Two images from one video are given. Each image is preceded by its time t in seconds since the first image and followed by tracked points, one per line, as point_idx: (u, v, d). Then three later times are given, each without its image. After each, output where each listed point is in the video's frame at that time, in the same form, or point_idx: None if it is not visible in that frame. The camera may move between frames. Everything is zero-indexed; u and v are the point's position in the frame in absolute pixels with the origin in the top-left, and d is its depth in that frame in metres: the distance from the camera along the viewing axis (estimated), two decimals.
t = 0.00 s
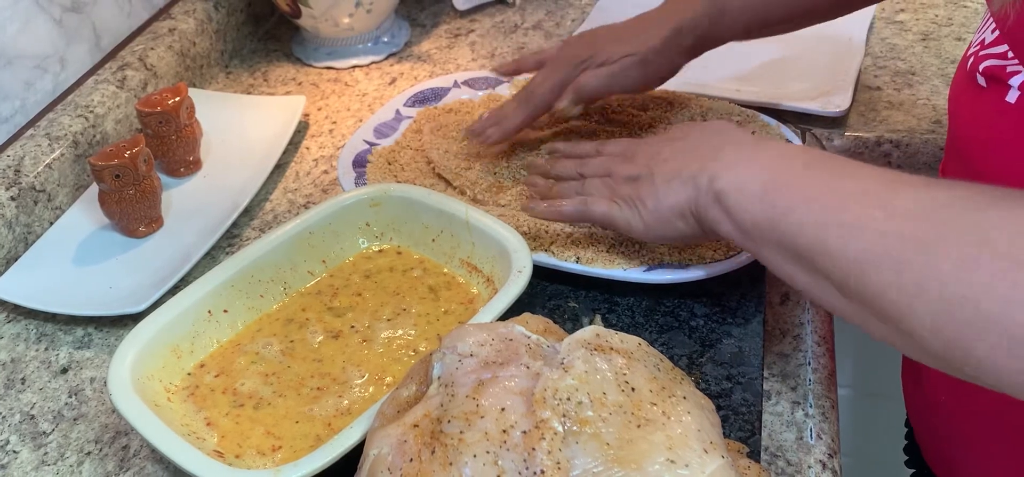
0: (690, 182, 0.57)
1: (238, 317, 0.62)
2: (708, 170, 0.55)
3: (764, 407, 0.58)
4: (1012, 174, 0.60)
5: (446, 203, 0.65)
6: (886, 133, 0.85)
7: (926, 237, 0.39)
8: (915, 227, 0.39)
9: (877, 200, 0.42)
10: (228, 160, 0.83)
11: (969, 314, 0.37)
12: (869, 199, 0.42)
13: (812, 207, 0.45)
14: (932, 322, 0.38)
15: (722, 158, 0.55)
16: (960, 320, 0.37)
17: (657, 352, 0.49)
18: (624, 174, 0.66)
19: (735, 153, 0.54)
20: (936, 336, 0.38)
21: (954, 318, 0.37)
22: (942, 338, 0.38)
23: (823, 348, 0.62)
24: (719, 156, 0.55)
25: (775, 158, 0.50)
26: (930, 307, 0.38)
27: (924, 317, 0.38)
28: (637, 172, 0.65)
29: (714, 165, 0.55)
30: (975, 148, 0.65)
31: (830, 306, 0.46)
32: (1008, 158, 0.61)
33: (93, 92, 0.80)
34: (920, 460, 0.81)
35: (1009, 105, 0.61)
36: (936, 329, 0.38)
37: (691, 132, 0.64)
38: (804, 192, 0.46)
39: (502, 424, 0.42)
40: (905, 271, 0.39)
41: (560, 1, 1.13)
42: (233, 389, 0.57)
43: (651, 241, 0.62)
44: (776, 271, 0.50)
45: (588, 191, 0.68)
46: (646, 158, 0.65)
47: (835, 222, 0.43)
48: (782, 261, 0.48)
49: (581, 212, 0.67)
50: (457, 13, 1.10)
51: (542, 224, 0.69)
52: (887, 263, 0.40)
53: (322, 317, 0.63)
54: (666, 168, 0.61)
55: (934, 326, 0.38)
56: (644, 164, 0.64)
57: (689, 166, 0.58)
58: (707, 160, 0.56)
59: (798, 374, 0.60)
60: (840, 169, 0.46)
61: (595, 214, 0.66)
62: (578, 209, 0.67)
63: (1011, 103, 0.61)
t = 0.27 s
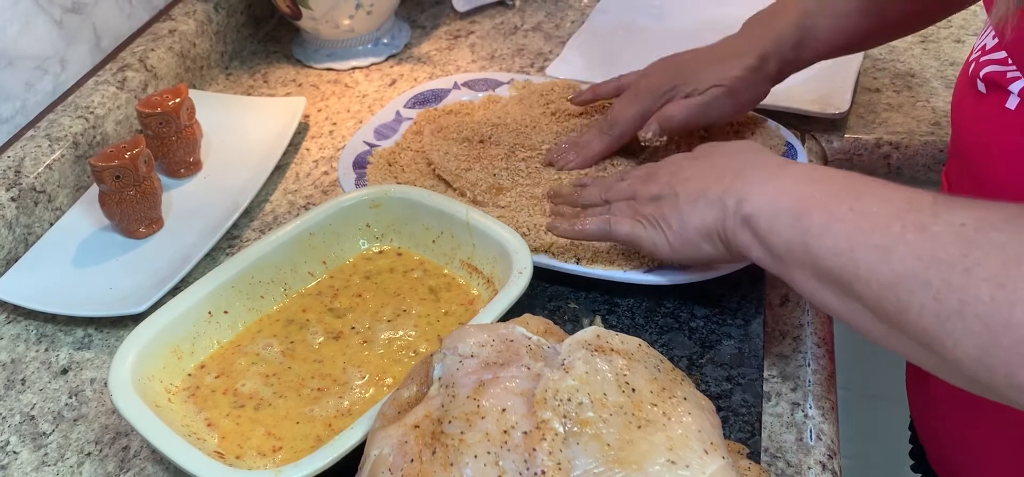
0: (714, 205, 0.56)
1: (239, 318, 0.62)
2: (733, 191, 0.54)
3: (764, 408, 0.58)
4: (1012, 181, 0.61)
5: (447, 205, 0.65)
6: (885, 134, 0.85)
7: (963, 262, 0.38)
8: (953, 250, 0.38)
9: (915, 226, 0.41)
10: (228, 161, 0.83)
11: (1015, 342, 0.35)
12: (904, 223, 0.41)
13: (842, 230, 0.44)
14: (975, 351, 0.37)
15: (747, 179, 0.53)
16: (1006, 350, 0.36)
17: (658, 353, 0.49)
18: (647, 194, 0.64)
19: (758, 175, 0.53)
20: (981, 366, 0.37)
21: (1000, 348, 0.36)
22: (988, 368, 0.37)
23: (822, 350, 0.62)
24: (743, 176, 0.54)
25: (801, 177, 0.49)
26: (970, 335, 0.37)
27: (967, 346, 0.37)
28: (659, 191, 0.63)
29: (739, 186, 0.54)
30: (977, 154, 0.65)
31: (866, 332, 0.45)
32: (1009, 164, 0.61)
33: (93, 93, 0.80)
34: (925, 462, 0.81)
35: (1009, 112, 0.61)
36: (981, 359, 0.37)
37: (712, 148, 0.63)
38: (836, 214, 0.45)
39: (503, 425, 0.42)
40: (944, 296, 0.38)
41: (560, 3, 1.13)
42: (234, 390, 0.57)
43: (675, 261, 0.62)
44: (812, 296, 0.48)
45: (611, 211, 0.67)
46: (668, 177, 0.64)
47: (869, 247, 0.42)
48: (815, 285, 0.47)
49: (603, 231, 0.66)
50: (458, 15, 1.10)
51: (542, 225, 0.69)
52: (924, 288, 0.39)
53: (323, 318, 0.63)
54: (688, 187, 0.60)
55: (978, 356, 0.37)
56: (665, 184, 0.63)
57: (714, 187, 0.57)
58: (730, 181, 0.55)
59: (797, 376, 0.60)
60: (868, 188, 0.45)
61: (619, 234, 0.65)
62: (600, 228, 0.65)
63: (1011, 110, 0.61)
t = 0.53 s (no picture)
0: (741, 199, 0.55)
1: (240, 320, 0.62)
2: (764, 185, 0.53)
3: (765, 409, 0.58)
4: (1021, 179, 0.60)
5: (448, 206, 0.65)
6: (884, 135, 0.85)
7: (1020, 273, 0.38)
8: (1008, 260, 0.38)
9: (968, 231, 0.41)
10: (229, 164, 0.84)
11: None
12: (953, 229, 0.41)
13: (889, 233, 0.43)
14: None
15: (779, 174, 0.52)
16: None
17: (660, 353, 0.49)
18: (668, 185, 0.63)
19: (792, 169, 0.52)
20: None
21: None
22: None
23: (823, 350, 0.62)
24: (775, 171, 0.53)
25: (841, 177, 0.48)
26: None
27: None
28: (682, 182, 0.61)
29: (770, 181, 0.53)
30: (986, 152, 0.64)
31: (903, 338, 0.45)
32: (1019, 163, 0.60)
33: (94, 96, 0.80)
34: (924, 462, 0.81)
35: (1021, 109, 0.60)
36: None
37: (739, 138, 0.61)
38: (881, 214, 0.44)
39: (505, 426, 0.42)
40: (1002, 310, 0.38)
41: (559, 5, 1.13)
42: (235, 392, 0.57)
43: (697, 255, 0.61)
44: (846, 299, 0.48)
45: (628, 200, 0.66)
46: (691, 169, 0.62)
47: (918, 253, 0.42)
48: (848, 284, 0.47)
49: (620, 221, 0.65)
50: (457, 17, 1.10)
51: (542, 227, 0.69)
52: (977, 298, 0.39)
53: (324, 320, 0.63)
54: (712, 179, 0.59)
55: None
56: (689, 176, 0.61)
57: (742, 180, 0.56)
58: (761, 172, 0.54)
59: (799, 376, 0.60)
60: (918, 193, 0.44)
61: (636, 225, 0.64)
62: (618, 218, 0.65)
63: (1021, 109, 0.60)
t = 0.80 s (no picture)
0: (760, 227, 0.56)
1: (237, 326, 0.62)
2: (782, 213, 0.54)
3: (762, 412, 0.58)
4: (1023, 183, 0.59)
5: (445, 211, 0.66)
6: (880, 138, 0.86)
7: (1015, 287, 0.38)
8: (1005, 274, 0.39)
9: (968, 250, 0.41)
10: (226, 169, 0.84)
11: None
12: (956, 247, 0.42)
13: (893, 255, 0.44)
14: None
15: (796, 202, 0.53)
16: None
17: (656, 358, 0.49)
18: (692, 212, 0.64)
19: (808, 198, 0.53)
20: None
21: None
22: None
23: (820, 353, 0.62)
24: (791, 200, 0.55)
25: (851, 203, 0.49)
26: None
27: None
28: (703, 210, 0.63)
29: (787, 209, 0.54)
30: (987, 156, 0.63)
31: (913, 359, 0.45)
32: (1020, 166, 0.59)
33: (91, 102, 0.80)
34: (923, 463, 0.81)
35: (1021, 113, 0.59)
36: None
37: (762, 171, 0.63)
38: (885, 239, 0.45)
39: (501, 432, 0.42)
40: (1000, 324, 0.38)
41: (555, 9, 1.14)
42: (232, 398, 0.57)
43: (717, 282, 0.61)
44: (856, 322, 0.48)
45: (653, 229, 0.66)
46: (713, 198, 0.63)
47: (919, 273, 0.42)
48: (858, 307, 0.47)
49: (643, 247, 0.64)
50: (454, 21, 1.11)
51: (538, 231, 0.69)
52: (979, 314, 0.39)
53: (320, 325, 0.63)
54: (734, 208, 0.60)
55: None
56: (711, 205, 0.62)
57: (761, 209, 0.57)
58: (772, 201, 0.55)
59: (795, 379, 0.60)
60: (919, 214, 0.45)
61: (658, 251, 0.64)
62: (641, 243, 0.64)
63: (1020, 113, 0.59)
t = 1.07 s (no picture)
0: (782, 216, 0.56)
1: (237, 329, 0.62)
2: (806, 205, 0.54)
3: (761, 413, 0.58)
4: None
5: (444, 214, 0.66)
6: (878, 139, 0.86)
7: None
8: None
9: (1003, 251, 0.41)
10: (226, 173, 0.84)
11: None
12: (992, 249, 0.42)
13: (928, 252, 0.44)
14: None
15: (821, 194, 0.53)
16: None
17: (654, 360, 0.50)
18: (709, 198, 0.64)
19: (833, 192, 0.53)
20: None
21: None
22: None
23: (819, 355, 0.62)
24: (815, 192, 0.54)
25: (879, 199, 0.49)
26: None
27: None
28: (723, 197, 0.63)
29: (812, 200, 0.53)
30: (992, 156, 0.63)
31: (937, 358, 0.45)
32: None
33: (91, 106, 0.81)
34: (923, 462, 0.81)
35: None
36: None
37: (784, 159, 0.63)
38: (917, 236, 0.45)
39: (500, 434, 0.43)
40: None
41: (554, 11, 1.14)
42: (232, 401, 0.58)
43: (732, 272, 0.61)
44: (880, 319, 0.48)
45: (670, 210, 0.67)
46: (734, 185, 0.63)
47: (954, 271, 0.42)
48: (883, 303, 0.47)
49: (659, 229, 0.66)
50: (453, 24, 1.11)
51: (536, 233, 0.70)
52: (1012, 317, 0.39)
53: (320, 328, 0.63)
54: (755, 197, 0.60)
55: None
56: (733, 191, 0.62)
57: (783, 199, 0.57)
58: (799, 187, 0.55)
59: (794, 380, 0.60)
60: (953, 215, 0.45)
61: (675, 234, 0.65)
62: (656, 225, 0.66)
63: None
